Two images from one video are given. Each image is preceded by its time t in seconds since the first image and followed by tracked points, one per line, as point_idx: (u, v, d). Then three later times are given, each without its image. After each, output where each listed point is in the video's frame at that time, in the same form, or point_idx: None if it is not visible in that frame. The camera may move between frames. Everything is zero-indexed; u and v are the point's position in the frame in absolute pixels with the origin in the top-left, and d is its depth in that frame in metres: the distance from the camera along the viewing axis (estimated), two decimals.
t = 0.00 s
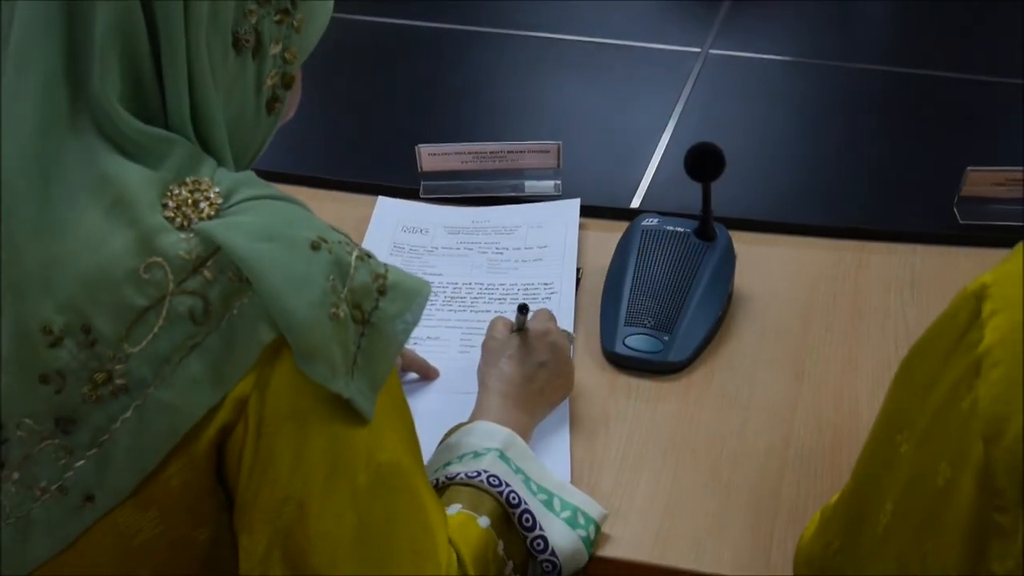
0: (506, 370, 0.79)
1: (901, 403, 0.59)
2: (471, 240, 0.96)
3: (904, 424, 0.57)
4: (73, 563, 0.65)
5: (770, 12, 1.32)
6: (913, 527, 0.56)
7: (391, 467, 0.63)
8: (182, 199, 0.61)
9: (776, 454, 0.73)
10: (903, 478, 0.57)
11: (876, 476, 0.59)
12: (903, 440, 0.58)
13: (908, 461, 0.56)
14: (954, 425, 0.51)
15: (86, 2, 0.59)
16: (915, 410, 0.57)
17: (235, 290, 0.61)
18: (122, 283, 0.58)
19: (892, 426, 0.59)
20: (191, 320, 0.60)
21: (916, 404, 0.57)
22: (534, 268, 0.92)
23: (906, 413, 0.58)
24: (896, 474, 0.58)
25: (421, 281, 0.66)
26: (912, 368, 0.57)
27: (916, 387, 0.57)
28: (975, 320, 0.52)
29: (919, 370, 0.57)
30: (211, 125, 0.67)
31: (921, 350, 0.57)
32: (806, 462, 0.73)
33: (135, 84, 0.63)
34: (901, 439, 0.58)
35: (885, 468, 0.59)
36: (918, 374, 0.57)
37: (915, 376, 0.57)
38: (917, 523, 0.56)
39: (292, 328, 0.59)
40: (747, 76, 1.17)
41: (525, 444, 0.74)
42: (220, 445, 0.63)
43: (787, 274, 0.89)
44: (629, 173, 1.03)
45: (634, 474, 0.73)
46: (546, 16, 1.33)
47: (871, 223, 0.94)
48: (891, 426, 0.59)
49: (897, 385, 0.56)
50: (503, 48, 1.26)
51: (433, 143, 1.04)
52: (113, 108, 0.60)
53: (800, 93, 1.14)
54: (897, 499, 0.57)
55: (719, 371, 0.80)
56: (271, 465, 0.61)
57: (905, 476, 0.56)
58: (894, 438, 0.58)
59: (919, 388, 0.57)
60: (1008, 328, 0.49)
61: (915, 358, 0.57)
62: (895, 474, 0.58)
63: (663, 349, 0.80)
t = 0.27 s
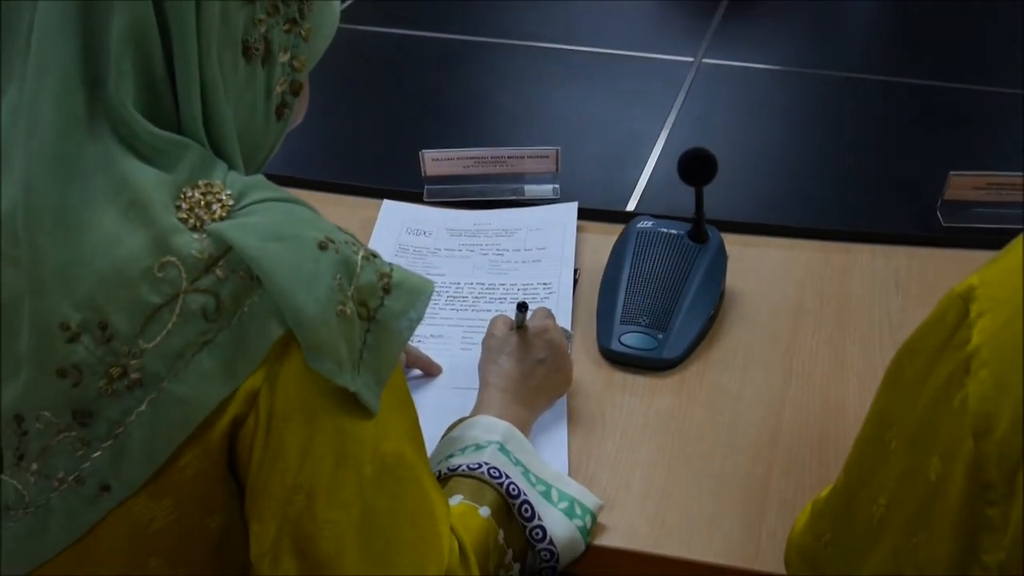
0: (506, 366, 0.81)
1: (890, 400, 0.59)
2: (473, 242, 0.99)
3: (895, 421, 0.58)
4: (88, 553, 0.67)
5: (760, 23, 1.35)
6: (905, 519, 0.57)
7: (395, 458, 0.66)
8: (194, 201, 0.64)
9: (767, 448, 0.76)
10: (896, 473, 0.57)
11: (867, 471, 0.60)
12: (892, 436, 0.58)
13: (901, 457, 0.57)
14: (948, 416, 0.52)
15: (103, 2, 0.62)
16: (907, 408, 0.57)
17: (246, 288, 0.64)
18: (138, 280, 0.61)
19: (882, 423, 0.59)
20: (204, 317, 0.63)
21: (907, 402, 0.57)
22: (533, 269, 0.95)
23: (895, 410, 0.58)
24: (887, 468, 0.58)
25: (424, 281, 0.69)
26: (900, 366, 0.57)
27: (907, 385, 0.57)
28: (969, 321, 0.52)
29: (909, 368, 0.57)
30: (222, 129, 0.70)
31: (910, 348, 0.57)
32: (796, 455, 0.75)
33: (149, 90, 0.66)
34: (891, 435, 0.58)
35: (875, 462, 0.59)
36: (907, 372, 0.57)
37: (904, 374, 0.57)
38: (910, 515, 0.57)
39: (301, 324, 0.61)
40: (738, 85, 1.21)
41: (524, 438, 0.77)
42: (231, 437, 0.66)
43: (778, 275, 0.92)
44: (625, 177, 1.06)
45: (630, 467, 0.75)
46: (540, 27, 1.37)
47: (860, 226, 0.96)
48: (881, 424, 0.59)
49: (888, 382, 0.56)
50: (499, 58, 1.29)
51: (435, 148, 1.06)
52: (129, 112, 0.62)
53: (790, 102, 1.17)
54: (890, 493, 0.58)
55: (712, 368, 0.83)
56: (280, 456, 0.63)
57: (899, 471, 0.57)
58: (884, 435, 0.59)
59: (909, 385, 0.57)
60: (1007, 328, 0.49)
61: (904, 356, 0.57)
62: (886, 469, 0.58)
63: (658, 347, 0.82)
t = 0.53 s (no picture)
0: (506, 364, 0.83)
1: (885, 406, 0.60)
2: (474, 243, 1.01)
3: (889, 428, 0.59)
4: (97, 547, 0.69)
5: (753, 29, 1.37)
6: (900, 525, 0.58)
7: (398, 453, 0.68)
8: (202, 202, 0.65)
9: (761, 445, 0.77)
10: (890, 479, 0.59)
11: (862, 477, 0.61)
12: (887, 442, 0.59)
13: (895, 464, 0.58)
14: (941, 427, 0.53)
15: (112, 9, 0.63)
16: (901, 414, 0.58)
17: (252, 287, 0.65)
18: (146, 279, 0.63)
19: (877, 429, 0.61)
20: (210, 315, 0.64)
21: (901, 409, 0.58)
22: (532, 270, 0.96)
23: (890, 417, 0.59)
24: (881, 474, 0.60)
25: (427, 280, 0.70)
26: (895, 373, 0.59)
27: (901, 392, 0.58)
28: (961, 332, 0.54)
29: (903, 375, 0.58)
30: (229, 132, 0.71)
31: (905, 356, 0.58)
32: (789, 452, 0.76)
33: (157, 94, 0.68)
34: (886, 441, 0.60)
35: (870, 469, 0.61)
36: (901, 379, 0.58)
37: (899, 381, 0.59)
38: (904, 521, 0.58)
39: (305, 322, 0.63)
40: (732, 90, 1.22)
41: (524, 435, 0.78)
42: (238, 432, 0.67)
43: (773, 276, 0.93)
44: (622, 180, 1.08)
45: (627, 463, 0.77)
46: (536, 33, 1.39)
47: (853, 228, 0.98)
48: (876, 430, 0.60)
49: (882, 390, 0.58)
50: (496, 63, 1.31)
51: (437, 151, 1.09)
52: (139, 114, 0.64)
53: (784, 106, 1.19)
54: (884, 498, 0.59)
55: (707, 367, 0.84)
56: (285, 451, 0.65)
57: (892, 477, 0.58)
58: (879, 442, 0.60)
59: (904, 393, 0.58)
60: (994, 343, 0.50)
61: (899, 363, 0.58)
62: (880, 474, 0.60)
63: (654, 346, 0.84)
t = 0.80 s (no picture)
0: (507, 363, 0.85)
1: (879, 413, 0.60)
2: (475, 245, 1.02)
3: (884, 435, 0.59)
4: (106, 539, 0.70)
5: (746, 36, 1.39)
6: (896, 529, 0.59)
7: (399, 447, 0.69)
8: (208, 203, 0.67)
9: (754, 442, 0.78)
10: (885, 483, 0.59)
11: (856, 481, 0.61)
12: (882, 447, 0.60)
13: (890, 468, 0.59)
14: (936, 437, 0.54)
15: (120, 14, 0.65)
16: (896, 422, 0.59)
17: (257, 286, 0.67)
18: (154, 278, 0.64)
19: (871, 433, 0.61)
20: (217, 313, 0.66)
21: (896, 417, 0.59)
22: (532, 271, 0.98)
23: (885, 422, 0.60)
24: (876, 477, 0.60)
25: (428, 279, 0.72)
26: (890, 383, 0.59)
27: (895, 401, 0.59)
28: (958, 343, 0.54)
29: (897, 385, 0.58)
30: (235, 134, 0.73)
31: (899, 366, 0.58)
32: (782, 449, 0.78)
33: (164, 100, 0.70)
34: (881, 446, 0.60)
35: (864, 473, 0.61)
36: (896, 388, 0.59)
37: (893, 390, 0.59)
38: (898, 526, 0.58)
39: (310, 320, 0.64)
40: (727, 96, 1.24)
41: (523, 431, 0.80)
42: (244, 427, 0.69)
43: (767, 276, 0.95)
44: (620, 183, 1.09)
45: (624, 459, 0.78)
46: (533, 39, 1.41)
47: (846, 230, 1.00)
48: (870, 437, 0.61)
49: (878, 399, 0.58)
50: (494, 68, 1.33)
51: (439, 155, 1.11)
52: (147, 118, 0.66)
53: (777, 111, 1.21)
54: (879, 502, 0.60)
55: (703, 365, 0.86)
56: (290, 445, 0.66)
57: (887, 482, 0.59)
58: (873, 448, 0.60)
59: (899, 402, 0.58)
60: (992, 354, 0.52)
61: (893, 373, 0.59)
62: (874, 477, 0.60)
63: (651, 344, 0.86)
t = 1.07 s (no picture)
0: (506, 361, 0.86)
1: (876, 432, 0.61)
2: (476, 246, 1.04)
3: (880, 458, 0.60)
4: (116, 532, 0.72)
5: (741, 44, 1.41)
6: (896, 545, 0.60)
7: (402, 441, 0.71)
8: (216, 204, 0.69)
9: (747, 439, 0.80)
10: (884, 501, 0.60)
11: (855, 497, 0.62)
12: (879, 467, 0.60)
13: (889, 489, 0.59)
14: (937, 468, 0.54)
15: (131, 23, 0.68)
16: (894, 445, 0.59)
17: (263, 284, 0.68)
18: (163, 277, 0.66)
19: (868, 451, 0.61)
20: (224, 311, 0.67)
21: (894, 440, 0.59)
22: (531, 271, 1.00)
23: (881, 442, 0.60)
24: (874, 496, 0.61)
25: (429, 277, 0.73)
26: (887, 407, 0.59)
27: (892, 424, 0.59)
28: (956, 373, 0.54)
29: (895, 411, 0.58)
30: (242, 137, 0.75)
31: (897, 391, 0.58)
32: (774, 445, 0.79)
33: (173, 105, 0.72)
34: (878, 465, 0.60)
35: (862, 490, 0.62)
36: (893, 411, 0.59)
37: (891, 411, 0.59)
38: (899, 542, 0.60)
39: (315, 317, 0.66)
40: (722, 101, 1.27)
41: (521, 427, 0.82)
42: (251, 421, 0.71)
43: (761, 277, 0.97)
44: (616, 186, 1.11)
45: (620, 455, 0.80)
46: (532, 47, 1.43)
47: (838, 232, 1.02)
48: (868, 457, 0.61)
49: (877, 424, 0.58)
50: (494, 74, 1.36)
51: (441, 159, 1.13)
52: (156, 121, 0.68)
53: (772, 116, 1.23)
54: (877, 518, 0.61)
55: (697, 362, 0.88)
56: (296, 440, 0.68)
57: (886, 502, 0.59)
58: (870, 468, 0.61)
59: (898, 425, 0.58)
60: (995, 394, 0.51)
61: (890, 399, 0.58)
62: (872, 495, 0.61)
63: (647, 343, 0.88)
